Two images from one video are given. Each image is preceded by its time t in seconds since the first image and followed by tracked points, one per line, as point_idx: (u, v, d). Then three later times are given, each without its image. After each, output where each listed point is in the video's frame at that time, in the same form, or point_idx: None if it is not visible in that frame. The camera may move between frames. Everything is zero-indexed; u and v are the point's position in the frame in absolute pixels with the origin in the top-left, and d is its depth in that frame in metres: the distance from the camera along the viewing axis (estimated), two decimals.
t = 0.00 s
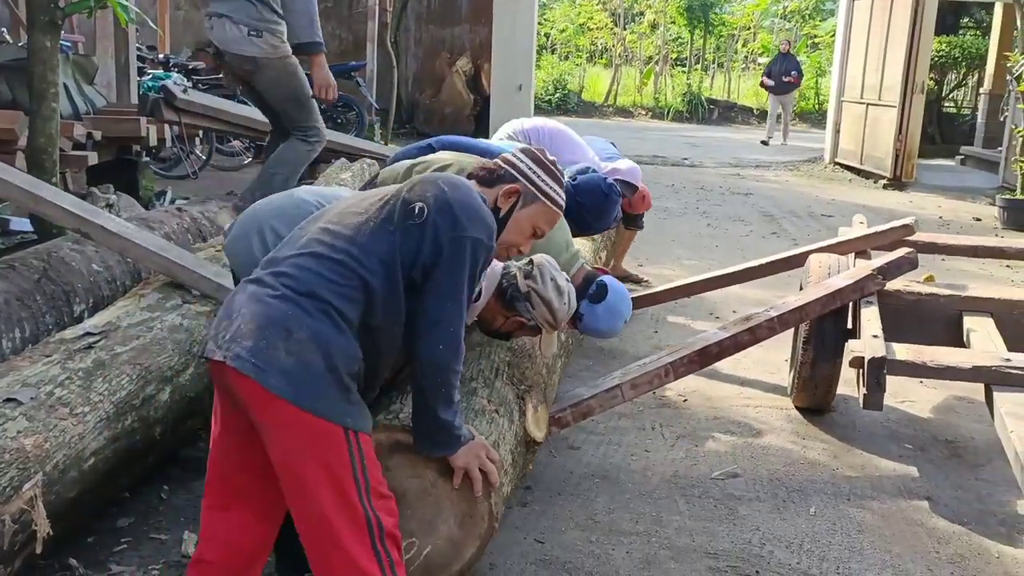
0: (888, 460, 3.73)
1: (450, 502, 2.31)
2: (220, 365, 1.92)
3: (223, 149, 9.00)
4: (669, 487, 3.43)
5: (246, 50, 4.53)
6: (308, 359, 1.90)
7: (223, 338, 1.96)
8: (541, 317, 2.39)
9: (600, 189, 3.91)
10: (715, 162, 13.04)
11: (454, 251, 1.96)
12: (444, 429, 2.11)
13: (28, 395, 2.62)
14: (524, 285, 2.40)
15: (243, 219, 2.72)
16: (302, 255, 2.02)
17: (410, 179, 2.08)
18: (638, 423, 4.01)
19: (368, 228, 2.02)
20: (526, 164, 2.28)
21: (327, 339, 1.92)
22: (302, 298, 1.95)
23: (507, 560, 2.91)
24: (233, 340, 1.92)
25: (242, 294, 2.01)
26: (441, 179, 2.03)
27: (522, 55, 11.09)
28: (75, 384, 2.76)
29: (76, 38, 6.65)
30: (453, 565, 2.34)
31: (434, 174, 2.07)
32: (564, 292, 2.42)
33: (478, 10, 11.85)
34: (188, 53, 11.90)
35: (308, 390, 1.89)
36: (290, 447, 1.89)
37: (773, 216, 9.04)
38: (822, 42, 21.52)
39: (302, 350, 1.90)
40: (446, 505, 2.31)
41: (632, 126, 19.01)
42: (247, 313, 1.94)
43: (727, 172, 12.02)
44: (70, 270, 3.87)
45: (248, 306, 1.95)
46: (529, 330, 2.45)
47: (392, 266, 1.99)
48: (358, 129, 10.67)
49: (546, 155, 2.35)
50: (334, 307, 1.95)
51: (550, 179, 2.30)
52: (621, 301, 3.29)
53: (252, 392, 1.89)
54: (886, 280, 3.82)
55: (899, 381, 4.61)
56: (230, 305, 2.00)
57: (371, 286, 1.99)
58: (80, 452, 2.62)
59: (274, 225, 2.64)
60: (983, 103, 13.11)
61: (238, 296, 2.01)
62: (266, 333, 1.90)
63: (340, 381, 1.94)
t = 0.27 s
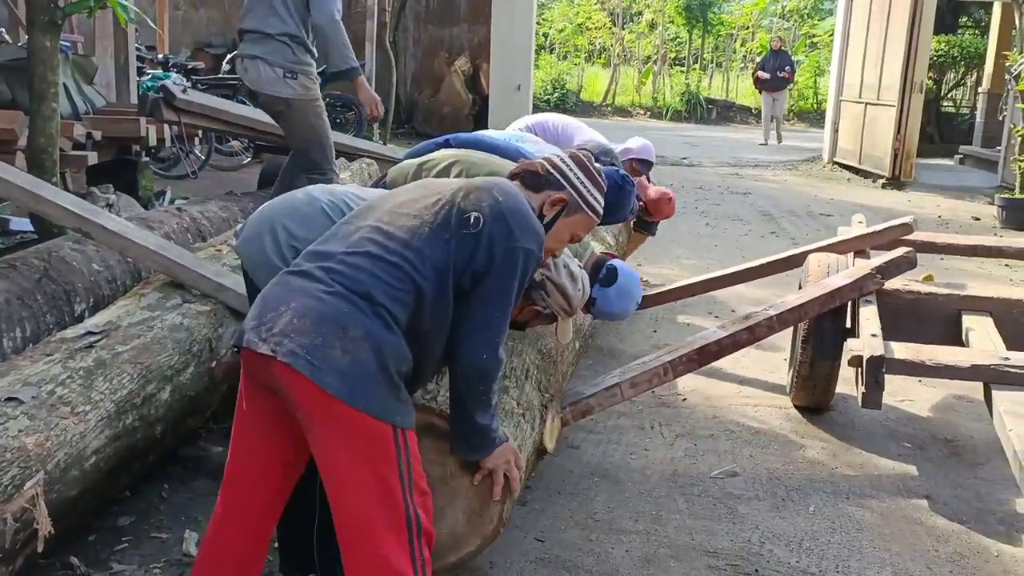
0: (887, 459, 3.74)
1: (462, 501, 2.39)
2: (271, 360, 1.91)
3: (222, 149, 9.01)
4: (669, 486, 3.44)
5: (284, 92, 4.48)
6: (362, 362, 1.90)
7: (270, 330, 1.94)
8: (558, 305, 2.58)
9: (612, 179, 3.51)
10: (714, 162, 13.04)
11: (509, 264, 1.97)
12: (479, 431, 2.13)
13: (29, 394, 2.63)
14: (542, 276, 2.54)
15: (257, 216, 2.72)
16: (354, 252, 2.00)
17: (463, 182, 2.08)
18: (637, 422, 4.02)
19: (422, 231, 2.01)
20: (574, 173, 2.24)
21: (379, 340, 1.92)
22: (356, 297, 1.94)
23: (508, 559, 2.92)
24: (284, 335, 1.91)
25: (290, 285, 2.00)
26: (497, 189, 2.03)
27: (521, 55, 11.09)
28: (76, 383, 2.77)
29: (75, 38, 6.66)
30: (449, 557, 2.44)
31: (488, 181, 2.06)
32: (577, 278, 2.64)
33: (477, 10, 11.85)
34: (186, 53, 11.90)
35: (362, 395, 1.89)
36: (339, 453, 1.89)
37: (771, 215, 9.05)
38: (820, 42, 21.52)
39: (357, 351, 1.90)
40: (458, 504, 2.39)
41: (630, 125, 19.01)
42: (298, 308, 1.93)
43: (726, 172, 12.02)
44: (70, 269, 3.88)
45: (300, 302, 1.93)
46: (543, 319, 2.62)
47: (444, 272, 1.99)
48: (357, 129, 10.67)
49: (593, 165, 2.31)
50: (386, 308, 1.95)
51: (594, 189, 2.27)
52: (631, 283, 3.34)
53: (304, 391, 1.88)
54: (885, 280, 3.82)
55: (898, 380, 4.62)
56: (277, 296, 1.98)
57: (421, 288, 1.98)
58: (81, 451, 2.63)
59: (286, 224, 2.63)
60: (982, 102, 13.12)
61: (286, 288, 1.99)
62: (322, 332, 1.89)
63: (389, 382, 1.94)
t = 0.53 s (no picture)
0: (885, 459, 3.75)
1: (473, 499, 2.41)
2: (245, 367, 1.93)
3: (223, 150, 9.03)
4: (668, 487, 3.45)
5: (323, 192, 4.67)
6: (334, 380, 1.90)
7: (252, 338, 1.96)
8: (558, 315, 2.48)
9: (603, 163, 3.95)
10: (713, 163, 13.05)
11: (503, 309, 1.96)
12: (492, 455, 2.09)
13: (32, 395, 2.64)
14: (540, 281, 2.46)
15: (267, 220, 2.75)
16: (343, 271, 2.02)
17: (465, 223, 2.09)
18: (637, 423, 4.03)
19: (414, 262, 2.02)
20: (573, 236, 2.20)
21: (355, 360, 1.93)
22: (337, 314, 1.95)
23: (509, 559, 2.93)
24: (262, 344, 1.93)
25: (276, 295, 2.02)
26: (497, 234, 2.04)
27: (521, 56, 11.10)
28: (79, 385, 2.78)
29: (76, 40, 6.68)
30: (448, 555, 2.45)
31: (491, 225, 2.07)
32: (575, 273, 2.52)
33: (477, 11, 11.86)
34: (187, 54, 11.91)
35: (336, 412, 1.89)
36: (321, 468, 1.90)
37: (771, 216, 9.06)
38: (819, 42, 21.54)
39: (331, 366, 1.90)
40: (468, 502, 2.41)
41: (629, 126, 19.03)
42: (279, 319, 1.95)
43: (726, 173, 12.04)
44: (72, 271, 3.89)
45: (280, 312, 1.96)
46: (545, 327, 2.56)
47: (431, 304, 1.99)
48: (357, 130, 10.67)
49: (594, 230, 2.28)
50: (367, 330, 1.96)
51: (591, 253, 2.23)
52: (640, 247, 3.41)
53: (276, 401, 1.90)
54: (884, 281, 3.83)
55: (897, 381, 4.63)
56: (262, 303, 2.01)
57: (405, 315, 1.98)
58: (83, 453, 2.64)
59: (293, 230, 2.66)
60: (982, 103, 13.13)
61: (270, 297, 2.01)
62: (298, 344, 1.91)
63: (363, 400, 1.93)
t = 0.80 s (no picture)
0: (884, 460, 3.75)
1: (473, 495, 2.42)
2: (236, 361, 2.00)
3: (222, 151, 9.03)
4: (667, 487, 3.46)
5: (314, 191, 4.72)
6: (318, 384, 1.94)
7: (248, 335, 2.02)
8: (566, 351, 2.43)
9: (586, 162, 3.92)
10: (713, 163, 13.05)
11: (496, 339, 1.98)
12: (504, 475, 2.12)
13: (31, 397, 2.65)
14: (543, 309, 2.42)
15: (269, 227, 2.74)
16: (344, 283, 2.07)
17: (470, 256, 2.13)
18: (636, 423, 4.04)
19: (415, 284, 2.06)
20: (590, 289, 2.16)
21: (341, 369, 1.96)
22: (330, 322, 2.00)
23: (508, 560, 2.94)
24: (254, 341, 1.99)
25: (278, 298, 2.08)
26: (500, 267, 2.07)
27: (520, 56, 11.10)
28: (78, 386, 2.79)
29: (76, 42, 6.69)
30: (447, 555, 2.43)
31: (497, 261, 2.11)
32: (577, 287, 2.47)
33: (476, 11, 11.86)
34: (186, 55, 11.92)
35: (320, 416, 1.93)
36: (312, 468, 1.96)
37: (770, 216, 9.07)
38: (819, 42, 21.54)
39: (314, 369, 1.94)
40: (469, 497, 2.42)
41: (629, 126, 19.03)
42: (274, 320, 2.01)
43: (725, 173, 12.05)
44: (72, 273, 3.90)
45: (277, 313, 2.02)
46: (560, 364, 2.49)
47: (427, 327, 2.02)
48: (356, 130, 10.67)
49: (614, 288, 2.22)
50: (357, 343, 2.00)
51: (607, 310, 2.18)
52: (625, 232, 3.53)
53: (261, 399, 1.96)
54: (883, 281, 3.83)
55: (895, 381, 4.64)
56: (263, 305, 2.08)
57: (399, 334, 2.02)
58: (83, 454, 2.65)
59: (296, 237, 2.65)
60: (981, 102, 13.13)
61: (271, 300, 2.08)
62: (286, 344, 1.96)
63: (348, 407, 1.96)
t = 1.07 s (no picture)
0: (881, 460, 3.76)
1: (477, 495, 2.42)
2: (260, 355, 2.02)
3: (220, 151, 9.03)
4: (665, 488, 3.46)
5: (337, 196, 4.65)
6: (338, 382, 1.94)
7: (272, 331, 2.04)
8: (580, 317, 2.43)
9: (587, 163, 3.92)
10: (711, 163, 13.06)
11: (517, 346, 1.95)
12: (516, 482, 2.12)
13: (28, 399, 2.65)
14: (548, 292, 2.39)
15: (270, 228, 2.76)
16: (369, 281, 2.07)
17: (498, 259, 2.10)
18: (634, 424, 4.04)
19: (439, 285, 2.05)
20: (616, 301, 2.10)
21: (363, 369, 1.96)
22: (351, 319, 2.00)
23: (506, 561, 2.94)
24: (276, 337, 2.01)
25: (304, 294, 2.09)
26: (525, 272, 2.04)
27: (518, 57, 11.10)
28: (76, 388, 2.79)
29: (74, 42, 6.70)
30: (447, 553, 2.47)
31: (524, 265, 2.07)
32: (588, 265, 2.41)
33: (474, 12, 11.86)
34: (184, 55, 11.91)
35: (339, 414, 1.93)
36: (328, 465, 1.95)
37: (768, 217, 9.08)
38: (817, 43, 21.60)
39: (335, 368, 1.95)
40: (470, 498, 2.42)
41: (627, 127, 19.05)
42: (297, 316, 2.02)
43: (723, 173, 12.06)
44: (70, 274, 3.90)
45: (302, 310, 2.03)
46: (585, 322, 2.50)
47: (449, 329, 2.00)
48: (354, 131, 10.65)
49: (640, 290, 2.14)
50: (379, 342, 1.99)
51: (629, 315, 2.11)
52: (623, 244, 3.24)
53: (281, 396, 1.97)
54: (880, 281, 3.84)
55: (892, 382, 4.64)
56: (291, 301, 2.10)
57: (421, 334, 2.00)
58: (81, 455, 2.65)
59: (295, 238, 2.66)
60: (978, 103, 13.15)
61: (298, 296, 2.10)
62: (308, 341, 1.97)
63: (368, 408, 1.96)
